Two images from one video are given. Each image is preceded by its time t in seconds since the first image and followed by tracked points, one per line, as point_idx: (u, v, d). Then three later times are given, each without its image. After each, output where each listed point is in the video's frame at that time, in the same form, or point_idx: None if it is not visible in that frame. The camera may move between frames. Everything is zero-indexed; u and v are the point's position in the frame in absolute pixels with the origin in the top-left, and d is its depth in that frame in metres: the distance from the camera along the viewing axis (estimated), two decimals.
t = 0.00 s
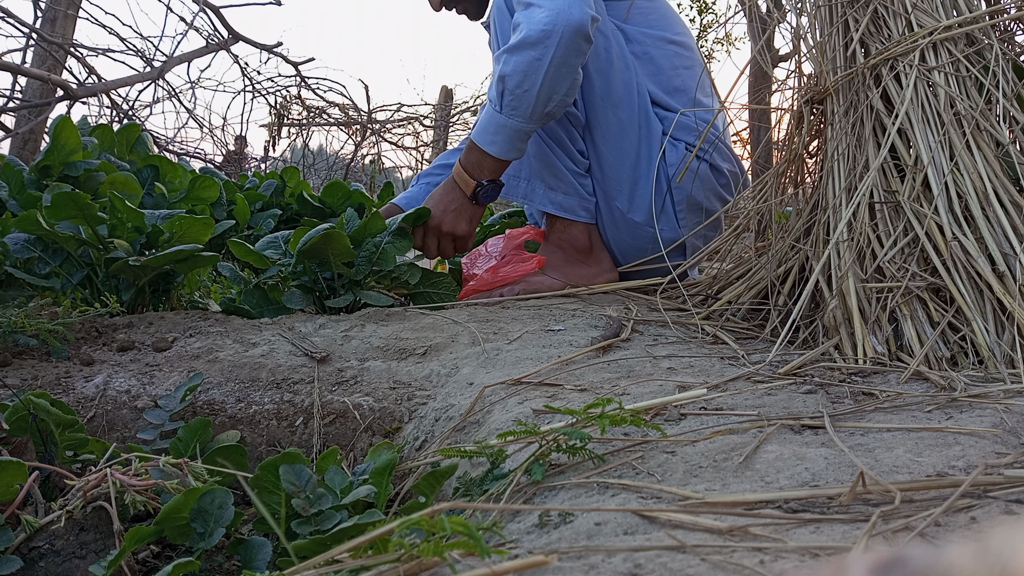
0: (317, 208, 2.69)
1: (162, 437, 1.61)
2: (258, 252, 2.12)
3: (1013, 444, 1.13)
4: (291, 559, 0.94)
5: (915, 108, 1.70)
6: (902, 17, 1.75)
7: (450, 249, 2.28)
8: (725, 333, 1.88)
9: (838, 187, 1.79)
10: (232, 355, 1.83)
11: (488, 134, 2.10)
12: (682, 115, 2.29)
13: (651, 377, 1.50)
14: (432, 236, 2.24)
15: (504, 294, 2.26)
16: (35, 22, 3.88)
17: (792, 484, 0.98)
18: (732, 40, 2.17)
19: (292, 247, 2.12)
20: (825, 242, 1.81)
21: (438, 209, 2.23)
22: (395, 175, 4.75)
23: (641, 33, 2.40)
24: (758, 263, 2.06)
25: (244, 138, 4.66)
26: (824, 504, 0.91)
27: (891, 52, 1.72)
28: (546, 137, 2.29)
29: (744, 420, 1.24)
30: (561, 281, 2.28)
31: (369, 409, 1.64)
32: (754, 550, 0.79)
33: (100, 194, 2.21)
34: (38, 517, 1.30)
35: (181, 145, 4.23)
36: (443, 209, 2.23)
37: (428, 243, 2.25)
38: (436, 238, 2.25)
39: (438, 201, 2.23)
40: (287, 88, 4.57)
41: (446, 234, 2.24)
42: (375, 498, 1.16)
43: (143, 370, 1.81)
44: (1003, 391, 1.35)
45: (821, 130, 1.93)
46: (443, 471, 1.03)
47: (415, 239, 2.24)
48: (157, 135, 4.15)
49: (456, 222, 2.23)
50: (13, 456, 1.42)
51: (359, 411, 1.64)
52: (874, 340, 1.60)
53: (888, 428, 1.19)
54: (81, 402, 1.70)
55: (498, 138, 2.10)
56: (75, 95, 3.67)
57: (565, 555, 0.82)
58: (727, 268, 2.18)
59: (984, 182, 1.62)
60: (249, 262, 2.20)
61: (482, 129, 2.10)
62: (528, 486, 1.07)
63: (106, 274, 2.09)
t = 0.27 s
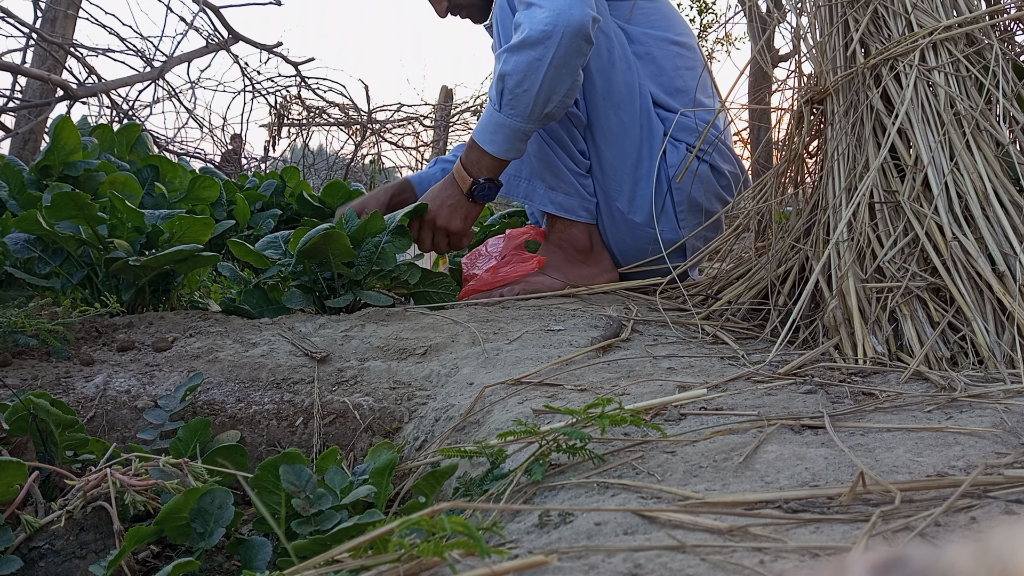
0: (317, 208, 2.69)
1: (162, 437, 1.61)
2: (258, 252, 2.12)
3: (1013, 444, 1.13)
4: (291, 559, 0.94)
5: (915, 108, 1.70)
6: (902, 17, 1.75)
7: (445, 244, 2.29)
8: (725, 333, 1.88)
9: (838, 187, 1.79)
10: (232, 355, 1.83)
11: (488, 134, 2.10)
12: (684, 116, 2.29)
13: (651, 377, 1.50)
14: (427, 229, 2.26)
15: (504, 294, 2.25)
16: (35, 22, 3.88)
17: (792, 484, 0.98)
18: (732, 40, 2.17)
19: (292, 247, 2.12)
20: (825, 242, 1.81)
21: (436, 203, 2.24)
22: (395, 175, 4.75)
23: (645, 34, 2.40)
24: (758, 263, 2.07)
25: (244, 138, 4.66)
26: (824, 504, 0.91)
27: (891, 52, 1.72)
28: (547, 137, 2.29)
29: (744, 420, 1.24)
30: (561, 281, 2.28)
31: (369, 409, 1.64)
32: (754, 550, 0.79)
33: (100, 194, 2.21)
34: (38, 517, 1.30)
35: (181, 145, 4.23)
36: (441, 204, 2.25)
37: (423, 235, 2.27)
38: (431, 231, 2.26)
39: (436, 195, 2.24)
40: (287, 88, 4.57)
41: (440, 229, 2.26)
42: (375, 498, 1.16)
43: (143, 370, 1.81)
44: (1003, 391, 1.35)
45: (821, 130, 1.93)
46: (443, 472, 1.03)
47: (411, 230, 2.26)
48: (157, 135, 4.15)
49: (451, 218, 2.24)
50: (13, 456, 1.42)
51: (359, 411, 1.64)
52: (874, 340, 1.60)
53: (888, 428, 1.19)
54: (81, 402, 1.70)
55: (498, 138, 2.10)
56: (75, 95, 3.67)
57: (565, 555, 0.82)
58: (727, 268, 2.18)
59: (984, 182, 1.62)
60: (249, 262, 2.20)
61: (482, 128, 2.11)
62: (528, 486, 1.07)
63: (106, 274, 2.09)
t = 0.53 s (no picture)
0: (317, 208, 2.69)
1: (162, 437, 1.61)
2: (258, 252, 2.12)
3: (1013, 444, 1.13)
4: (291, 558, 0.94)
5: (915, 108, 1.70)
6: (902, 17, 1.75)
7: (447, 257, 2.29)
8: (725, 333, 1.88)
9: (838, 187, 1.79)
10: (232, 355, 1.83)
11: (486, 145, 2.11)
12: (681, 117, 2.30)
13: (651, 377, 1.51)
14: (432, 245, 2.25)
15: (504, 294, 2.25)
16: (36, 22, 3.88)
17: (792, 484, 0.98)
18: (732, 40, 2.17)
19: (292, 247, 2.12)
20: (825, 242, 1.81)
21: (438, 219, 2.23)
22: (395, 175, 4.75)
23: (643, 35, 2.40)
24: (757, 263, 2.06)
25: (244, 138, 4.66)
26: (824, 504, 0.91)
27: (891, 52, 1.72)
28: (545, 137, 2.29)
29: (744, 420, 1.24)
30: (560, 281, 2.28)
31: (369, 409, 1.64)
32: (754, 550, 0.79)
33: (100, 194, 2.21)
34: (38, 517, 1.30)
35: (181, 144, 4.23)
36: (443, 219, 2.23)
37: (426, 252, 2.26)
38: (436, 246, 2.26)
39: (436, 211, 2.23)
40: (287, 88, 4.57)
41: (444, 243, 2.25)
42: (375, 498, 1.16)
43: (143, 370, 1.81)
44: (1003, 391, 1.35)
45: (821, 130, 1.93)
46: (443, 472, 1.03)
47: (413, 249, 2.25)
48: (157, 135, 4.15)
49: (455, 232, 2.24)
50: (13, 456, 1.42)
51: (359, 411, 1.64)
52: (875, 340, 1.60)
53: (888, 428, 1.19)
54: (81, 402, 1.70)
55: (496, 150, 2.10)
56: (75, 95, 3.67)
57: (565, 555, 0.82)
58: (727, 268, 2.18)
59: (984, 182, 1.62)
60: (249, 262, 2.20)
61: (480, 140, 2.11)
62: (528, 486, 1.07)
63: (106, 274, 2.09)
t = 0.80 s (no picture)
0: (317, 208, 2.70)
1: (162, 437, 1.61)
2: (258, 252, 2.12)
3: (1013, 444, 1.13)
4: (291, 558, 0.94)
5: (915, 108, 1.70)
6: (902, 17, 1.75)
7: (445, 248, 2.28)
8: (725, 333, 1.88)
9: (838, 187, 1.79)
10: (232, 355, 1.83)
11: (482, 135, 2.11)
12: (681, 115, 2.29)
13: (651, 377, 1.50)
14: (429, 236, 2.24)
15: (504, 294, 2.26)
16: (35, 22, 3.88)
17: (792, 484, 0.98)
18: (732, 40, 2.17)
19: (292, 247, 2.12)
20: (825, 242, 1.81)
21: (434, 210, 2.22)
22: (395, 175, 4.75)
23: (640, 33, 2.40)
24: (757, 264, 2.06)
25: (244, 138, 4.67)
26: (824, 504, 0.91)
27: (891, 52, 1.72)
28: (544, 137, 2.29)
29: (744, 420, 1.24)
30: (560, 280, 2.28)
31: (369, 409, 1.64)
32: (754, 550, 0.79)
33: (101, 194, 2.21)
34: (38, 517, 1.30)
35: (181, 144, 4.23)
36: (439, 209, 2.22)
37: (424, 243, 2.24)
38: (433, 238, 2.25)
39: (432, 202, 2.22)
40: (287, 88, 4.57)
41: (441, 234, 2.24)
42: (375, 498, 1.17)
43: (143, 370, 1.81)
44: (1003, 391, 1.35)
45: (821, 130, 1.93)
46: (443, 471, 1.03)
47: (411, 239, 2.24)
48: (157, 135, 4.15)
49: (451, 222, 2.23)
50: (13, 456, 1.42)
51: (359, 411, 1.64)
52: (874, 340, 1.60)
53: (888, 428, 1.19)
54: (81, 402, 1.70)
55: (492, 139, 2.11)
56: (75, 95, 3.67)
57: (564, 555, 0.82)
58: (728, 268, 2.18)
59: (984, 182, 1.62)
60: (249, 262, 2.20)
61: (476, 129, 2.11)
62: (528, 486, 1.07)
63: (106, 274, 2.09)
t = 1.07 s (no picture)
0: (317, 208, 2.70)
1: (162, 437, 1.61)
2: (258, 252, 2.13)
3: (1013, 444, 1.13)
4: (291, 558, 0.94)
5: (915, 108, 1.70)
6: (902, 17, 1.75)
7: (450, 244, 2.26)
8: (725, 333, 1.88)
9: (838, 187, 1.79)
10: (232, 355, 1.83)
11: (489, 126, 2.11)
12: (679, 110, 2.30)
13: (651, 377, 1.50)
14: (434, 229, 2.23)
15: (504, 294, 2.25)
16: (35, 21, 3.88)
17: (792, 484, 0.98)
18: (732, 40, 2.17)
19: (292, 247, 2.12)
20: (825, 242, 1.81)
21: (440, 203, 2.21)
22: (395, 175, 4.75)
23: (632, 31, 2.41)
24: (757, 263, 2.06)
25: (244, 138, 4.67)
26: (824, 504, 0.91)
27: (891, 52, 1.72)
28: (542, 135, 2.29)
29: (744, 420, 1.24)
30: (560, 280, 2.28)
31: (369, 409, 1.64)
32: (754, 550, 0.79)
33: (101, 194, 2.20)
34: (38, 517, 1.30)
35: (181, 144, 4.23)
36: (445, 203, 2.21)
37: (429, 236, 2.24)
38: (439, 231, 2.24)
39: (439, 195, 2.21)
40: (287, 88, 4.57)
41: (448, 228, 2.23)
42: (375, 498, 1.17)
43: (143, 370, 1.81)
44: (1003, 391, 1.35)
45: (821, 130, 1.93)
46: (443, 472, 1.03)
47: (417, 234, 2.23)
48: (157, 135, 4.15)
49: (457, 216, 2.22)
50: (13, 456, 1.42)
51: (359, 411, 1.64)
52: (874, 340, 1.60)
53: (888, 428, 1.19)
54: (81, 402, 1.70)
55: (501, 130, 2.10)
56: (75, 95, 3.67)
57: (565, 555, 0.82)
58: (728, 268, 2.18)
59: (984, 182, 1.62)
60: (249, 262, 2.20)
61: (483, 121, 2.11)
62: (528, 486, 1.07)
63: (106, 274, 2.09)
